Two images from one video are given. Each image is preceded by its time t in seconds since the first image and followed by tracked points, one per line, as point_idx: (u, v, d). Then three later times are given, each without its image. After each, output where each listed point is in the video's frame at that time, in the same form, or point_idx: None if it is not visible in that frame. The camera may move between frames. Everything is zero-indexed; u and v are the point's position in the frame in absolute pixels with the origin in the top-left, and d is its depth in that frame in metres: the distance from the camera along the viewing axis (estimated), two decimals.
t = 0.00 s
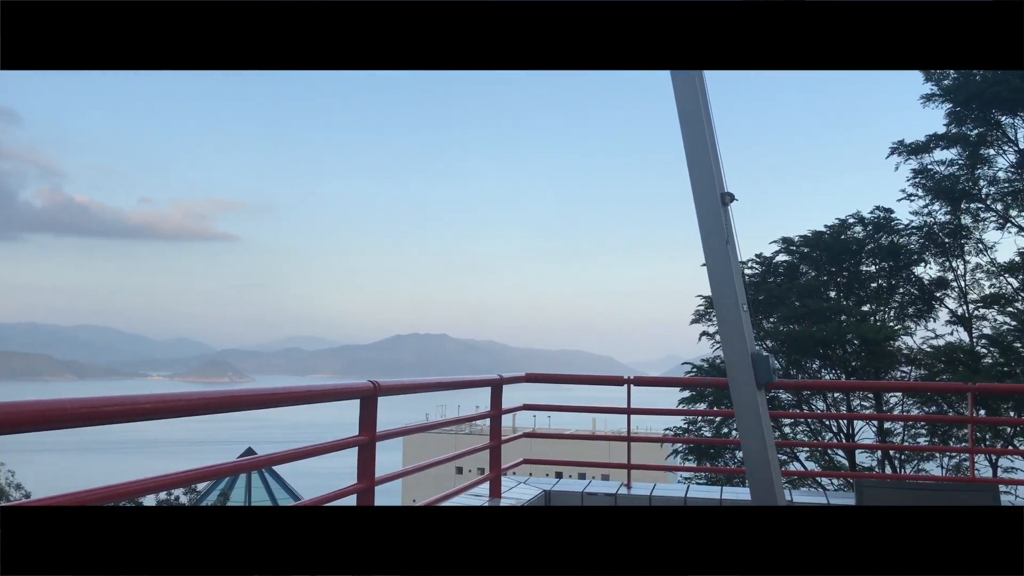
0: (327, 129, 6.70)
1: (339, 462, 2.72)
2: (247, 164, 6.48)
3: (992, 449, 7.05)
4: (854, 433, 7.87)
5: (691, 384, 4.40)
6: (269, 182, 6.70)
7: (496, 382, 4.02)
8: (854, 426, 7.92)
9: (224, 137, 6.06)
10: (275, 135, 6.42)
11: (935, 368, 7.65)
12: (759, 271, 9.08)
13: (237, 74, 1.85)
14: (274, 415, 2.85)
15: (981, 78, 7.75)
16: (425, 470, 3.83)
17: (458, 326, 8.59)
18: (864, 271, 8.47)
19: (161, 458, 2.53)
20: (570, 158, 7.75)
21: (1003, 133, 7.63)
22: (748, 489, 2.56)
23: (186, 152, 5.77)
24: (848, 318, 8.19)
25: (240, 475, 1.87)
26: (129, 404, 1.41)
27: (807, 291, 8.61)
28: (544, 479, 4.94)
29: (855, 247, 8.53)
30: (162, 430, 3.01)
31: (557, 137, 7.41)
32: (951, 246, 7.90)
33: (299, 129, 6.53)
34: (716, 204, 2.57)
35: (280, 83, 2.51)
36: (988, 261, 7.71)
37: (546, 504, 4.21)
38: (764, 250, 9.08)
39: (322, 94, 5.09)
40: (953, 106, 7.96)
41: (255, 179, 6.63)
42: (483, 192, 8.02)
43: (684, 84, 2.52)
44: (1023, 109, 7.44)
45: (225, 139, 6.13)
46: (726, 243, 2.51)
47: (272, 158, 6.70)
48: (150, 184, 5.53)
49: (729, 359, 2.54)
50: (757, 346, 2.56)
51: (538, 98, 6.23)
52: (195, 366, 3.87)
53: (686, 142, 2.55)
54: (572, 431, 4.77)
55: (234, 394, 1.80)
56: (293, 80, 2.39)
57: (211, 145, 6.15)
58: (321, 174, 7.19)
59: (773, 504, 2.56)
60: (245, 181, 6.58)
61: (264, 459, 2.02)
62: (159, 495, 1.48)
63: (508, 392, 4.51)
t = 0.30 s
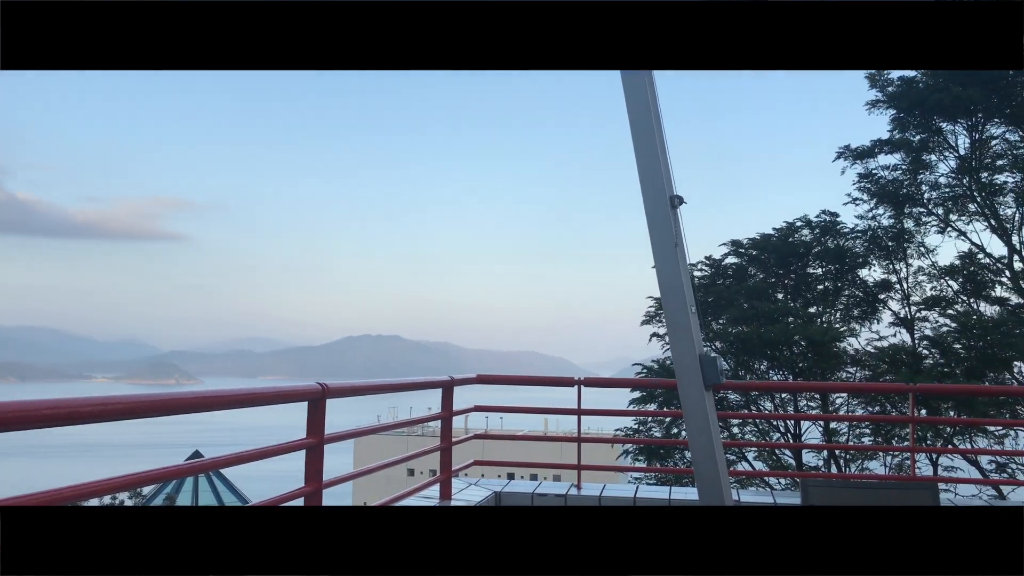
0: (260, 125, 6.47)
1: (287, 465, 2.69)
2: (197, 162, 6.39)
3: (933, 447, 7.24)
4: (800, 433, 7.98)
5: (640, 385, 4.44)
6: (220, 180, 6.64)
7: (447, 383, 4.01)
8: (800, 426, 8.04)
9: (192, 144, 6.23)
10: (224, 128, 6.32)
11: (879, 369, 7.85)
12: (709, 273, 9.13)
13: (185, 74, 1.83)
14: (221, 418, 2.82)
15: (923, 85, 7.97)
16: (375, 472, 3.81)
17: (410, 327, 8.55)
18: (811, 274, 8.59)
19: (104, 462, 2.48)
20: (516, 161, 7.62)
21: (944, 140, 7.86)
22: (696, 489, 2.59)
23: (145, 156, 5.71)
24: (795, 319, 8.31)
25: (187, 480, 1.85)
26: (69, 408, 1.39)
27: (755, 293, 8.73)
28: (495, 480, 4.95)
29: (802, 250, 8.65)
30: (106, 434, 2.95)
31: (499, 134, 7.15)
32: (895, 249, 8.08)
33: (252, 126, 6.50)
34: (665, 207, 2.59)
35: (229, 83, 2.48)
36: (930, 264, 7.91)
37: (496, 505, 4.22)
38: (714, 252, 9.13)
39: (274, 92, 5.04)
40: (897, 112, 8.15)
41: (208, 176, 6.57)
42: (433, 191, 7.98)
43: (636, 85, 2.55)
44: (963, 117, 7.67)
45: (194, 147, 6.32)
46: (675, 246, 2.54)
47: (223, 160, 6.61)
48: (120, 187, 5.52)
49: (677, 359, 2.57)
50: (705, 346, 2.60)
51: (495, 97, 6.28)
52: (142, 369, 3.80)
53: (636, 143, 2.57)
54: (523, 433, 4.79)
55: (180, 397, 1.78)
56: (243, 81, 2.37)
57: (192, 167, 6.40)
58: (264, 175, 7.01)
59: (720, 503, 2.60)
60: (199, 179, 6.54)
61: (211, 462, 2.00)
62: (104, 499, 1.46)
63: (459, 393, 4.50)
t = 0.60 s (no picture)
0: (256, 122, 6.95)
1: (238, 467, 2.66)
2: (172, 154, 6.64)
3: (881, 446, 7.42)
4: (752, 433, 8.07)
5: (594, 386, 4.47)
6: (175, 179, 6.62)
7: (402, 385, 4.00)
8: (752, 426, 8.13)
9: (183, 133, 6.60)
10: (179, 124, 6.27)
11: (829, 370, 7.99)
12: (663, 275, 9.19)
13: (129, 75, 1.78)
14: (170, 420, 2.77)
15: (873, 90, 8.16)
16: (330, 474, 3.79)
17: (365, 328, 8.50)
18: (763, 276, 8.69)
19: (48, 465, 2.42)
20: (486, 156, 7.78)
21: (892, 145, 8.06)
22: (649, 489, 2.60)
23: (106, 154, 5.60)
24: (748, 321, 8.41)
25: (135, 482, 1.82)
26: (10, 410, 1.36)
27: (709, 295, 8.82)
28: (449, 481, 4.94)
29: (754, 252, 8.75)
30: (51, 436, 2.89)
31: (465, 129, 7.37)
32: (845, 252, 8.20)
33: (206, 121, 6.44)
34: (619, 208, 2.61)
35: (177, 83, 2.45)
36: (878, 267, 8.06)
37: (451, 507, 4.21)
38: (668, 254, 9.18)
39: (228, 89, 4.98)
40: (848, 117, 8.31)
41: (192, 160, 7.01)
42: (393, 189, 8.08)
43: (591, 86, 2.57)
44: (911, 123, 7.88)
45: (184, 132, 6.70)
46: (629, 247, 2.55)
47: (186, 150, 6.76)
48: (78, 185, 5.46)
49: (631, 360, 2.60)
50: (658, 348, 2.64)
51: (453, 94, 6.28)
52: (91, 370, 3.72)
53: (590, 144, 2.59)
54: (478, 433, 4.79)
55: (129, 399, 1.75)
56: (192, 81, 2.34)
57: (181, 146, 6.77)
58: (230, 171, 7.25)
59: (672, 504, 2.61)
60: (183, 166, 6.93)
61: (163, 465, 1.97)
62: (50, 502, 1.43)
63: (413, 395, 4.49)
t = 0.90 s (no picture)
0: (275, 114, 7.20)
1: (191, 469, 2.62)
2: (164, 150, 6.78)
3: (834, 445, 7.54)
4: (710, 433, 8.13)
5: (552, 386, 4.47)
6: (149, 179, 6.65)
7: (360, 386, 3.98)
8: (709, 426, 8.20)
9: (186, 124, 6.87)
10: (138, 122, 6.20)
11: (785, 370, 8.08)
12: (621, 276, 9.22)
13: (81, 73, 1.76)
14: (122, 422, 2.72)
15: (829, 95, 8.30)
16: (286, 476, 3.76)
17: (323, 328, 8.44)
18: (720, 277, 8.76)
19: None
20: (451, 155, 7.78)
21: (847, 148, 8.18)
22: (607, 489, 2.60)
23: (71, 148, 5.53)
24: (706, 322, 8.49)
25: (88, 483, 1.79)
26: None
27: (667, 296, 8.88)
28: (407, 483, 4.91)
29: (711, 254, 8.82)
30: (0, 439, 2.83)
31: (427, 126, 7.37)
32: (800, 254, 8.28)
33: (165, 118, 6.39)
34: (578, 209, 2.61)
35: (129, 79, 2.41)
36: (833, 269, 8.16)
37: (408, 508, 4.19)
38: (627, 256, 9.22)
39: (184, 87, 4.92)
40: (804, 121, 8.43)
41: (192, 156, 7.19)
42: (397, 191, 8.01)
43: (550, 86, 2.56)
44: (865, 127, 8.04)
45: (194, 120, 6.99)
46: (587, 247, 2.56)
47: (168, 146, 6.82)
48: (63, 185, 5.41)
49: (589, 360, 2.60)
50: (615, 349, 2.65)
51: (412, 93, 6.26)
52: (43, 371, 3.64)
53: (549, 144, 2.58)
54: (437, 434, 4.77)
55: (82, 398, 1.73)
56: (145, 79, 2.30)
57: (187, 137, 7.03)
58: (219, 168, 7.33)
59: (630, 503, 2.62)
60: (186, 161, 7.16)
61: (114, 466, 1.94)
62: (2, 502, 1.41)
63: (371, 395, 4.47)
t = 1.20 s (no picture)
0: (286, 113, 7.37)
1: (148, 471, 2.60)
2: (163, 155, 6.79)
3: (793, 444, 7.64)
4: (671, 434, 8.19)
5: (514, 387, 4.48)
6: (141, 178, 6.55)
7: (321, 386, 3.97)
8: (671, 426, 8.26)
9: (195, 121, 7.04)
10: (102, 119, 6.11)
11: (745, 370, 8.12)
12: (584, 277, 9.26)
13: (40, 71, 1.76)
14: (78, 423, 2.69)
15: (789, 99, 8.40)
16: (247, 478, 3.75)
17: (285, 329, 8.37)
18: (682, 278, 8.84)
19: None
20: (415, 155, 7.77)
21: (807, 152, 8.28)
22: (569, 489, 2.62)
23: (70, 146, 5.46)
24: (667, 322, 8.56)
25: (46, 485, 1.77)
26: None
27: (629, 297, 8.94)
28: (369, 484, 4.90)
29: (672, 255, 8.90)
30: None
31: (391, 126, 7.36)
32: (761, 256, 8.35)
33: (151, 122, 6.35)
34: (541, 211, 2.62)
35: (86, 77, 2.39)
36: (793, 271, 8.23)
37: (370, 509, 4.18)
38: (589, 257, 9.26)
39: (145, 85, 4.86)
40: (765, 125, 8.52)
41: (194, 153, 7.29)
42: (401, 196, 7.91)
43: (512, 85, 2.57)
44: (825, 131, 8.14)
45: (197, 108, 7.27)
46: (550, 249, 2.58)
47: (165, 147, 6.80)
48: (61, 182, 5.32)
49: (552, 361, 2.61)
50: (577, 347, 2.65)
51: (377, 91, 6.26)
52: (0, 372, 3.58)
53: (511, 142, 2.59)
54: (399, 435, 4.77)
55: (38, 399, 1.71)
56: (103, 77, 2.29)
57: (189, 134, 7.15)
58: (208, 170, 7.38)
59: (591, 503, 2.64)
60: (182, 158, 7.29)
61: (72, 467, 1.92)
62: None
63: (332, 396, 4.45)
